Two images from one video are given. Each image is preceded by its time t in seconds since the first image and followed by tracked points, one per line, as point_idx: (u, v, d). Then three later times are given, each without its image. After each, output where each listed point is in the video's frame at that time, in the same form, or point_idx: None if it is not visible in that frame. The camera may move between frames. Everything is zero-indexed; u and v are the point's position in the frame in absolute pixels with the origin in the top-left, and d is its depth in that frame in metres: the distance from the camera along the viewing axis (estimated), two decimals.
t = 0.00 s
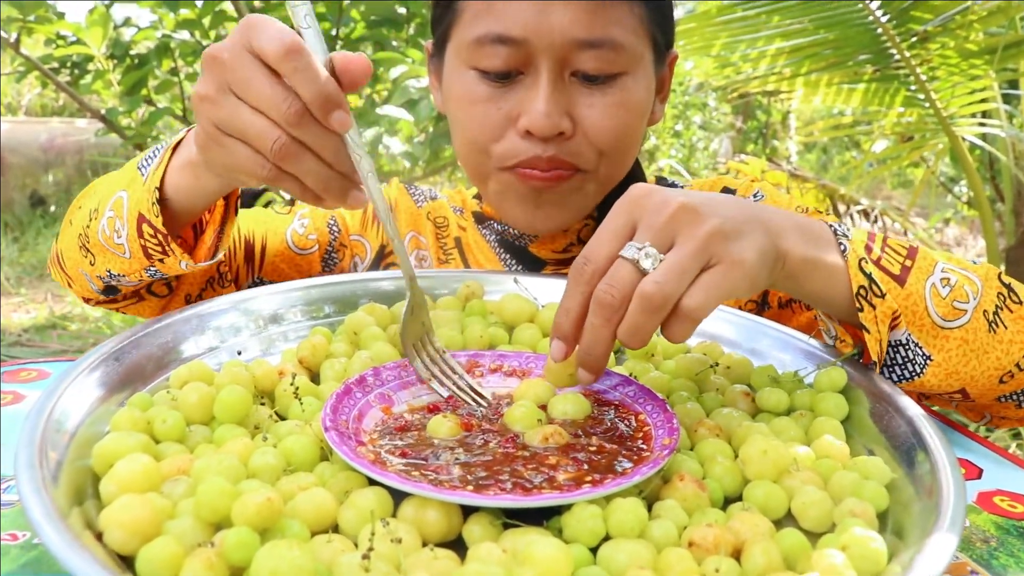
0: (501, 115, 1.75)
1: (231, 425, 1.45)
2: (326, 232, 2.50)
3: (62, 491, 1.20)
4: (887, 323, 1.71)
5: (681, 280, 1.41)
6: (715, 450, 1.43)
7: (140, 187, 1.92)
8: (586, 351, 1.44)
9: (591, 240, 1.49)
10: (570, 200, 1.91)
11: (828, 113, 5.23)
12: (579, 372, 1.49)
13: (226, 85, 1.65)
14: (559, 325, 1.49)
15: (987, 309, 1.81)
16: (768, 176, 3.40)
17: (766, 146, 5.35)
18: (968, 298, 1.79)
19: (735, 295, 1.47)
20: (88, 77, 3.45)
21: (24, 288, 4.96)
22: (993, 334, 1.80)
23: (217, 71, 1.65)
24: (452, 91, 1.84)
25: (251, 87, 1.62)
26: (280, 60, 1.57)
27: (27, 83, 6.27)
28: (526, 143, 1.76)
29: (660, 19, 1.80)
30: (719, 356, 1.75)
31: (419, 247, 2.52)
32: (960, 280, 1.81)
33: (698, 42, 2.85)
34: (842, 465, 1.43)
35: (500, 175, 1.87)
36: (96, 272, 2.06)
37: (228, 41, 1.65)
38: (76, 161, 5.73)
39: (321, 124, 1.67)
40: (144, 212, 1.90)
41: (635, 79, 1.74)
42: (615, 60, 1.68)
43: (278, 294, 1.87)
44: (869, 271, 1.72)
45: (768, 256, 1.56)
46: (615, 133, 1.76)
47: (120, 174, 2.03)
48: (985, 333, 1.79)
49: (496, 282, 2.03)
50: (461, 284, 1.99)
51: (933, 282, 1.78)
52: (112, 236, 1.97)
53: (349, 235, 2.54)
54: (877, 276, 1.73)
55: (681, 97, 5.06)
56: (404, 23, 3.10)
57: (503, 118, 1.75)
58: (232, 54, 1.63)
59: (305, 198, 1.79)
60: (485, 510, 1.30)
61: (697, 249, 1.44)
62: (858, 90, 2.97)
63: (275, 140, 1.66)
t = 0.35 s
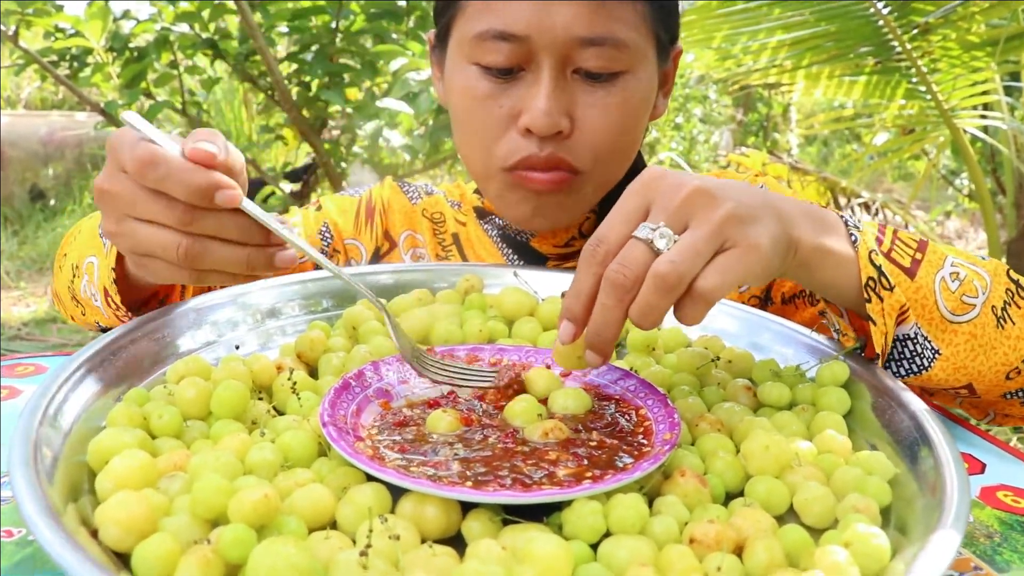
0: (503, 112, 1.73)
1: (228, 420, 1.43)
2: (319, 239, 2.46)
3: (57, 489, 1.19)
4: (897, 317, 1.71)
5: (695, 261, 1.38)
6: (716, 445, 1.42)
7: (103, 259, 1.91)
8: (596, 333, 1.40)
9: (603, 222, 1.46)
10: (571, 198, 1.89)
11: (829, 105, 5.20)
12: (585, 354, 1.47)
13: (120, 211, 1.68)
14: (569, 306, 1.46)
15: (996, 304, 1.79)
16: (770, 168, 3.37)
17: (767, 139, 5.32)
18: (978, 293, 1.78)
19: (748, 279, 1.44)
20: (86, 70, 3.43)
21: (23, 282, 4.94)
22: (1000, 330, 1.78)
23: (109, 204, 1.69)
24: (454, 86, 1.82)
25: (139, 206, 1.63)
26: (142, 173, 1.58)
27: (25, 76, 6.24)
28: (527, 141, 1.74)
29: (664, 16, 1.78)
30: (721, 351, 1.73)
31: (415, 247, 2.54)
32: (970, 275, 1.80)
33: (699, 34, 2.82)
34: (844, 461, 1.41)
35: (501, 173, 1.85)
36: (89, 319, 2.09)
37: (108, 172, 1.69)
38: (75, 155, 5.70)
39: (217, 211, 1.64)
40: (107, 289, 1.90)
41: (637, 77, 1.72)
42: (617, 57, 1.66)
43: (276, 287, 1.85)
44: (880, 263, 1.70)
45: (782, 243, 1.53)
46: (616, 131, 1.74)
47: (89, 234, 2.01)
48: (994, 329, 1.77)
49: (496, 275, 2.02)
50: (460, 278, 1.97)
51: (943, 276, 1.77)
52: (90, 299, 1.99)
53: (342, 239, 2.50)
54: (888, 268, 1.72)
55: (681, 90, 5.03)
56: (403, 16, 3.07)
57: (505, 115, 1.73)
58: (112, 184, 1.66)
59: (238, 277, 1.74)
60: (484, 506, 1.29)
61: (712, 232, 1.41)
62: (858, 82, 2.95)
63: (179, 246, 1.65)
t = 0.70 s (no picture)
0: (508, 110, 1.73)
1: (228, 420, 1.42)
2: (325, 227, 2.46)
3: (56, 488, 1.18)
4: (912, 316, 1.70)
5: (731, 245, 1.38)
6: (717, 445, 1.41)
7: (142, 192, 1.92)
8: (625, 313, 1.39)
9: (631, 200, 1.46)
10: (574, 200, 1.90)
11: (829, 104, 5.19)
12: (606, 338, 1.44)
13: (224, 73, 1.65)
14: (592, 284, 1.45)
15: (1005, 311, 1.80)
16: (770, 167, 3.36)
17: (767, 137, 5.31)
18: (990, 299, 1.78)
19: (777, 268, 1.44)
20: (87, 69, 3.42)
21: (24, 281, 4.94)
22: (1010, 336, 1.78)
23: (213, 63, 1.65)
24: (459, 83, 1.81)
25: (252, 65, 1.61)
26: (277, 30, 1.60)
27: (25, 76, 6.25)
28: (531, 139, 1.74)
29: (671, 15, 1.78)
30: (721, 350, 1.73)
31: (420, 242, 2.56)
32: (982, 281, 1.80)
33: (699, 32, 2.82)
34: (845, 460, 1.41)
35: (505, 172, 1.85)
36: (95, 275, 2.03)
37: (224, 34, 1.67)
38: (75, 153, 5.70)
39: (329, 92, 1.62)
40: (148, 215, 1.90)
41: (643, 76, 1.72)
42: (624, 56, 1.65)
43: (277, 287, 1.85)
44: (897, 262, 1.69)
45: (809, 235, 1.54)
46: (621, 130, 1.75)
47: (116, 177, 2.00)
48: (1003, 335, 1.78)
49: (496, 274, 2.01)
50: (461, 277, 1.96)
51: (956, 279, 1.77)
52: (112, 240, 1.95)
53: (347, 230, 2.50)
54: (904, 268, 1.72)
55: (681, 89, 5.02)
56: (404, 15, 3.06)
57: (510, 113, 1.73)
58: (227, 42, 1.64)
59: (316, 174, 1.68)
60: (484, 506, 1.29)
61: (746, 217, 1.42)
62: (858, 81, 2.95)
63: (279, 110, 1.61)
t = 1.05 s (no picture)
0: (511, 107, 1.73)
1: (229, 419, 1.42)
2: (333, 218, 2.44)
3: (57, 486, 1.19)
4: (882, 335, 1.70)
5: (668, 274, 1.39)
6: (717, 443, 1.41)
7: (157, 175, 1.92)
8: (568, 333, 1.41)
9: (584, 220, 1.46)
10: (574, 195, 1.91)
11: (830, 102, 5.19)
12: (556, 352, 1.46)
13: (264, 71, 1.60)
14: (543, 301, 1.47)
15: (986, 323, 1.75)
16: (770, 166, 3.36)
17: (767, 136, 5.31)
18: (968, 313, 1.74)
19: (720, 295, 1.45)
20: (87, 67, 3.41)
21: (24, 279, 4.94)
22: (990, 349, 1.74)
23: (254, 59, 1.60)
24: (462, 80, 1.81)
25: (293, 70, 1.56)
26: (321, 38, 1.52)
27: (26, 74, 6.24)
28: (534, 136, 1.74)
29: (675, 12, 1.77)
30: (722, 348, 1.73)
31: (426, 239, 2.60)
32: (961, 293, 1.76)
33: (699, 31, 2.81)
34: (846, 459, 1.41)
35: (507, 167, 1.86)
36: (101, 253, 2.05)
37: (264, 28, 1.60)
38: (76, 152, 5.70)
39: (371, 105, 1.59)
40: (161, 200, 1.89)
41: (647, 75, 1.72)
42: (629, 55, 1.65)
43: (277, 286, 1.85)
44: (869, 282, 1.69)
45: (762, 258, 1.54)
46: (625, 128, 1.75)
47: (130, 156, 2.01)
48: (982, 348, 1.73)
49: (496, 273, 2.00)
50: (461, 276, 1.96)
51: (932, 293, 1.73)
52: (122, 220, 1.96)
53: (354, 222, 2.50)
54: (876, 287, 1.70)
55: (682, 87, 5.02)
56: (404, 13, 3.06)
57: (513, 111, 1.73)
58: (267, 40, 1.58)
59: (353, 181, 1.67)
60: (485, 504, 1.29)
61: (690, 244, 1.42)
62: (859, 79, 2.95)
63: (320, 120, 1.58)
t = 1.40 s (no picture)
0: (510, 110, 1.73)
1: (230, 418, 1.41)
2: (330, 219, 2.46)
3: (59, 485, 1.19)
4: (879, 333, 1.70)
5: (670, 268, 1.39)
6: (718, 443, 1.41)
7: (138, 154, 1.89)
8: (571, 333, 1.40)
9: (583, 226, 1.47)
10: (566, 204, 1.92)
11: (830, 101, 5.18)
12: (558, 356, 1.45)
13: (223, 32, 1.54)
14: (546, 307, 1.47)
15: (985, 322, 1.74)
16: (770, 166, 3.35)
17: (767, 136, 5.31)
18: (966, 312, 1.73)
19: (723, 290, 1.44)
20: (88, 67, 3.41)
21: (24, 279, 4.95)
22: (989, 348, 1.72)
23: (213, 19, 1.54)
24: (461, 83, 1.81)
25: (250, 27, 1.50)
26: None
27: (26, 74, 6.23)
28: (532, 139, 1.74)
29: (673, 14, 1.78)
30: (723, 347, 1.72)
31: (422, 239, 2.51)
32: (959, 292, 1.74)
33: (700, 31, 2.82)
34: (846, 458, 1.40)
35: (503, 173, 1.86)
36: (93, 246, 2.01)
37: None
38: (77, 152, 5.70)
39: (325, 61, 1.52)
40: (141, 177, 1.85)
41: (645, 77, 1.72)
42: (627, 56, 1.65)
43: (278, 285, 1.85)
44: (866, 280, 1.69)
45: (760, 254, 1.54)
46: (622, 131, 1.76)
47: (116, 147, 1.98)
48: (982, 347, 1.72)
49: (497, 273, 2.01)
50: (461, 276, 1.96)
51: (930, 292, 1.73)
52: (110, 207, 1.93)
53: (351, 223, 2.50)
54: (873, 285, 1.70)
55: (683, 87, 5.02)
56: (405, 13, 3.05)
57: (512, 113, 1.73)
58: None
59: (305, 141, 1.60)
60: (486, 503, 1.30)
61: (690, 240, 1.42)
62: (859, 79, 2.95)
63: (272, 77, 1.52)
